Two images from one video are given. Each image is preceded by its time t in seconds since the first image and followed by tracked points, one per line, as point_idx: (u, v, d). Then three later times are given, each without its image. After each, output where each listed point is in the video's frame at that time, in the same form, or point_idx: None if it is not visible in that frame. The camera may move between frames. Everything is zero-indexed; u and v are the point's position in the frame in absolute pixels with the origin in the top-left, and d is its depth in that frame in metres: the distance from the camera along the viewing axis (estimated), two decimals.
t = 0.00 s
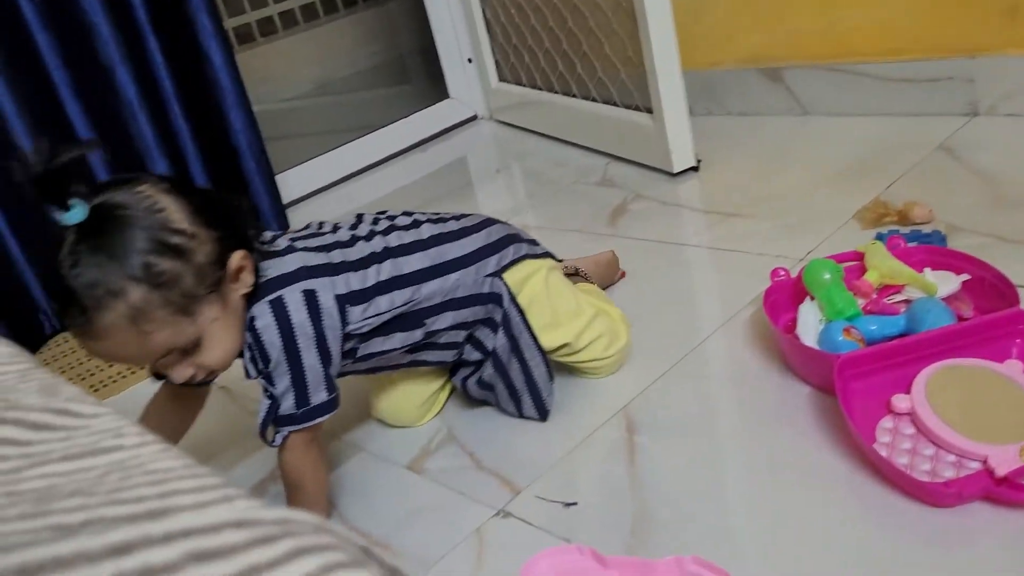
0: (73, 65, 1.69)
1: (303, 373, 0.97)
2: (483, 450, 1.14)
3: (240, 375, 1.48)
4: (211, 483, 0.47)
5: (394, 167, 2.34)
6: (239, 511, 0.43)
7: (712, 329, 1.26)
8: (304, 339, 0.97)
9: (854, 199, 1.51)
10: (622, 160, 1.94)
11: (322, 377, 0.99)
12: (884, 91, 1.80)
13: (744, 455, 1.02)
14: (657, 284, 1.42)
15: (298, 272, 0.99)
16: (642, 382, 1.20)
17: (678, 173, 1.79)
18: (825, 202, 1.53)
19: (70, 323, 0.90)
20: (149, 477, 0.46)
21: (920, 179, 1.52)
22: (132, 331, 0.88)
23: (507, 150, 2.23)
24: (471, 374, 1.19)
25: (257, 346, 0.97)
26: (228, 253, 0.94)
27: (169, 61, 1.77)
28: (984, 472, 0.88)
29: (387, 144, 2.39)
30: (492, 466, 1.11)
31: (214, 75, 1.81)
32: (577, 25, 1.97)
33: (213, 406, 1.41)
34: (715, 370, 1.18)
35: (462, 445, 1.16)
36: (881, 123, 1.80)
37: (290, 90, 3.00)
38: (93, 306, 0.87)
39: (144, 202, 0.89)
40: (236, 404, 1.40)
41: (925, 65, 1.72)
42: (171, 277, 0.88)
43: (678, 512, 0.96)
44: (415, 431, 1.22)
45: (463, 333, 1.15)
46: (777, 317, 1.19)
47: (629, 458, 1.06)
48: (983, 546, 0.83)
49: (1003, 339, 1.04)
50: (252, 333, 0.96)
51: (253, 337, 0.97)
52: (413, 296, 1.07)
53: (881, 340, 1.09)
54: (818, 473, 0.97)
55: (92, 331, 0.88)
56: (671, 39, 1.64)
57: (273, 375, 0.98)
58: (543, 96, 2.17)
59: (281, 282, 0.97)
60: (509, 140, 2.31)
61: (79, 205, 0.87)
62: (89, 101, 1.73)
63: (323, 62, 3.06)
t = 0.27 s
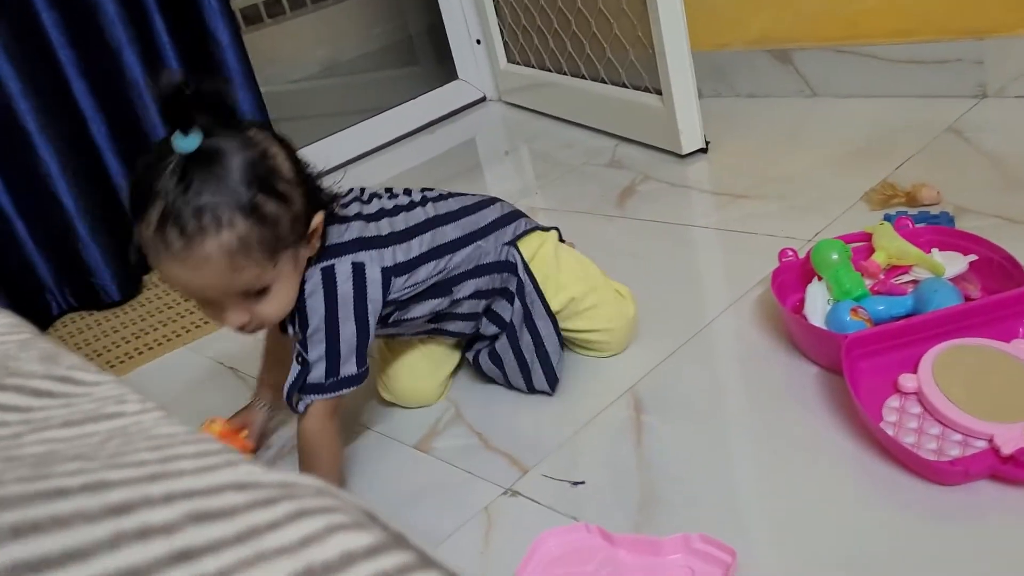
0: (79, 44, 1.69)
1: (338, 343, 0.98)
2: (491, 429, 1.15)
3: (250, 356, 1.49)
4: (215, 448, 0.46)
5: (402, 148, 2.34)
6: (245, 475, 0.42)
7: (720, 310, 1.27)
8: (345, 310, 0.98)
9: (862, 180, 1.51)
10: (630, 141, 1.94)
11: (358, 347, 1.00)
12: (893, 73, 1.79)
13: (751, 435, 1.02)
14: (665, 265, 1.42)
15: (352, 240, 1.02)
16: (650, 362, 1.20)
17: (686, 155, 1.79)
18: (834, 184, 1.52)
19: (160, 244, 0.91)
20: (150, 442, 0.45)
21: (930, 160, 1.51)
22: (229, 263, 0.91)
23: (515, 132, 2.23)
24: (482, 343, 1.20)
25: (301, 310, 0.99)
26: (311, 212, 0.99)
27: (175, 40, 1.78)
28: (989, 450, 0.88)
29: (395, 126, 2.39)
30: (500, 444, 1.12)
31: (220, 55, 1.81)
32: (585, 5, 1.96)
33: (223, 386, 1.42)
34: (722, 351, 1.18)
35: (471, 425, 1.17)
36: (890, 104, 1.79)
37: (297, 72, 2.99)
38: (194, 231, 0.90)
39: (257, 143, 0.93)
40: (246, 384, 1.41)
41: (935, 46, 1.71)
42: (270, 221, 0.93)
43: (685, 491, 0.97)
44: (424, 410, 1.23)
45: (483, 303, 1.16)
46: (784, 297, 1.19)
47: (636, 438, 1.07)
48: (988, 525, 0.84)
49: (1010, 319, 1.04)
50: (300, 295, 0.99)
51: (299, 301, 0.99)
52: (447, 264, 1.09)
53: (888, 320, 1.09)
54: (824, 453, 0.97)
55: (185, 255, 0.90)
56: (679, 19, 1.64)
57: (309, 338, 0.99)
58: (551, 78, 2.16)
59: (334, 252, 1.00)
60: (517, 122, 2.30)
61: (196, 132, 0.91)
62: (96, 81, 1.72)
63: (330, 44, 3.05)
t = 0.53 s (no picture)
0: (74, 32, 1.68)
1: (372, 291, 1.03)
2: (486, 421, 1.14)
3: (246, 347, 1.49)
4: (175, 442, 0.45)
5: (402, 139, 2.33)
6: (204, 470, 0.40)
7: (720, 301, 1.26)
8: (384, 260, 1.04)
9: (864, 171, 1.49)
10: (631, 132, 1.93)
11: (392, 298, 1.05)
12: (895, 63, 1.77)
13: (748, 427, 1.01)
14: (664, 256, 1.41)
15: (400, 199, 1.09)
16: (648, 354, 1.19)
17: (687, 145, 1.78)
18: (835, 174, 1.51)
19: (254, 131, 0.98)
20: (110, 436, 0.44)
21: (932, 151, 1.50)
22: (317, 155, 0.98)
23: (514, 122, 2.22)
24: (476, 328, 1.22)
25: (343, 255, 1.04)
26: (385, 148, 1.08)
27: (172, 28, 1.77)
28: (988, 443, 0.87)
29: (395, 117, 2.37)
30: (495, 436, 1.11)
31: (216, 43, 1.80)
32: None
33: (219, 377, 1.41)
34: (720, 343, 1.17)
35: (466, 417, 1.16)
36: (892, 94, 1.77)
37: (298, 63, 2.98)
38: (294, 121, 0.98)
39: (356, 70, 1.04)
40: (242, 375, 1.40)
41: (938, 35, 1.69)
42: (359, 134, 1.02)
43: (681, 484, 0.96)
44: (419, 402, 1.22)
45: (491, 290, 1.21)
46: (783, 289, 1.18)
47: (633, 430, 1.06)
48: (986, 519, 0.83)
49: (1011, 310, 1.03)
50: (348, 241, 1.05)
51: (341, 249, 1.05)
52: (472, 242, 1.16)
53: (888, 312, 1.08)
54: (821, 446, 0.96)
55: (282, 141, 0.97)
56: (678, 8, 1.62)
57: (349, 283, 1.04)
58: (551, 67, 2.15)
59: (384, 208, 1.07)
60: (517, 112, 2.29)
61: (307, 50, 1.03)
62: (91, 69, 1.72)
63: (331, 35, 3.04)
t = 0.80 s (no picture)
0: (61, 27, 1.66)
1: (459, 185, 1.12)
2: (475, 421, 1.13)
3: (234, 346, 1.47)
4: (127, 455, 0.43)
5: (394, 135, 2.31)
6: (147, 488, 0.39)
7: (711, 301, 1.25)
8: (453, 157, 1.12)
9: (857, 169, 1.48)
10: (624, 129, 1.91)
11: (463, 197, 1.13)
12: (889, 61, 1.76)
13: (739, 428, 1.00)
14: (655, 255, 1.40)
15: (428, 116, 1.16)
16: (639, 353, 1.18)
17: (680, 143, 1.76)
18: (829, 172, 1.50)
19: (302, 47, 0.99)
20: (58, 450, 0.42)
21: (926, 149, 1.49)
22: (373, 50, 0.99)
23: (507, 119, 2.20)
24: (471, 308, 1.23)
25: (419, 156, 1.10)
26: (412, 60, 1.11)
27: (161, 23, 1.75)
28: (982, 446, 0.86)
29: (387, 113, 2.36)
30: (484, 436, 1.10)
31: (206, 38, 1.77)
32: None
33: (206, 376, 1.40)
34: (712, 342, 1.16)
35: (455, 417, 1.15)
36: (886, 92, 1.77)
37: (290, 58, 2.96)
38: (341, 27, 0.99)
39: None
40: (229, 374, 1.38)
41: (932, 33, 1.68)
42: (398, 32, 1.04)
43: (671, 486, 0.95)
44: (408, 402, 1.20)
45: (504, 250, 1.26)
46: (776, 288, 1.17)
47: (623, 431, 1.04)
48: (979, 522, 0.82)
49: (1005, 310, 1.02)
50: (412, 146, 1.10)
51: (412, 151, 1.11)
52: (487, 180, 1.24)
53: (881, 312, 1.07)
54: (812, 448, 0.95)
55: (336, 45, 0.98)
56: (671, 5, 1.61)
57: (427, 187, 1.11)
58: (544, 64, 2.13)
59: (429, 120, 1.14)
60: (510, 109, 2.28)
61: None
62: (78, 65, 1.70)
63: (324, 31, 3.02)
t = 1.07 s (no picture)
0: (46, 22, 1.63)
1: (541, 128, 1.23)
2: (460, 421, 1.12)
3: (218, 344, 1.45)
4: (83, 460, 0.44)
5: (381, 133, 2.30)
6: (100, 495, 0.39)
7: (698, 301, 1.24)
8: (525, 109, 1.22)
9: (845, 169, 1.48)
10: (612, 128, 1.91)
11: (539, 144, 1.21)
12: (876, 61, 1.76)
13: (723, 429, 1.00)
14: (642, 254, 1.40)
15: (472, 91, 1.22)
16: (625, 353, 1.17)
17: (668, 142, 1.76)
18: (816, 172, 1.50)
19: None
20: (13, 454, 0.43)
21: (912, 149, 1.49)
22: None
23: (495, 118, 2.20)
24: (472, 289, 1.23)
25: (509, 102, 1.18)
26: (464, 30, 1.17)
27: (148, 19, 1.74)
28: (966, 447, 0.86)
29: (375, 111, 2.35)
30: (469, 436, 1.09)
31: (193, 35, 1.76)
32: None
33: (189, 375, 1.38)
34: (699, 343, 1.15)
35: (439, 417, 1.14)
36: (873, 92, 1.77)
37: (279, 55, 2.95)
38: None
39: None
40: (212, 372, 1.37)
41: (919, 34, 1.68)
42: None
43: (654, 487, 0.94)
44: (393, 401, 1.19)
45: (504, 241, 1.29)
46: (762, 289, 1.17)
47: (607, 431, 1.04)
48: (963, 525, 0.82)
49: (991, 312, 1.02)
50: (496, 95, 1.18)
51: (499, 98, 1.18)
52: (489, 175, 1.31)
53: (867, 313, 1.07)
54: (797, 449, 0.95)
55: None
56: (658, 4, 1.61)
57: (515, 128, 1.17)
58: (532, 62, 2.13)
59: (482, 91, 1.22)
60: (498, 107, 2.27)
61: None
62: (62, 60, 1.68)
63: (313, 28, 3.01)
